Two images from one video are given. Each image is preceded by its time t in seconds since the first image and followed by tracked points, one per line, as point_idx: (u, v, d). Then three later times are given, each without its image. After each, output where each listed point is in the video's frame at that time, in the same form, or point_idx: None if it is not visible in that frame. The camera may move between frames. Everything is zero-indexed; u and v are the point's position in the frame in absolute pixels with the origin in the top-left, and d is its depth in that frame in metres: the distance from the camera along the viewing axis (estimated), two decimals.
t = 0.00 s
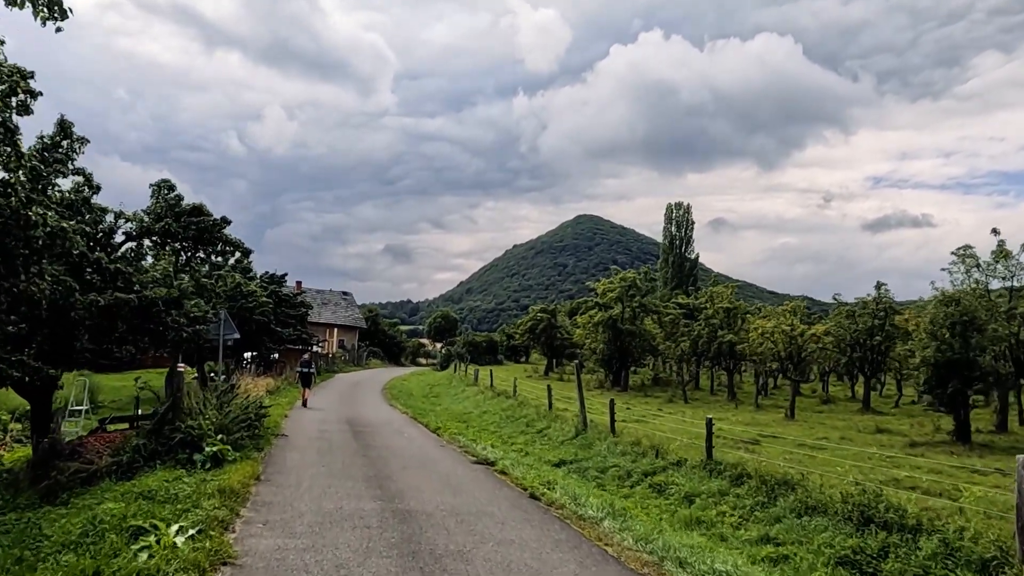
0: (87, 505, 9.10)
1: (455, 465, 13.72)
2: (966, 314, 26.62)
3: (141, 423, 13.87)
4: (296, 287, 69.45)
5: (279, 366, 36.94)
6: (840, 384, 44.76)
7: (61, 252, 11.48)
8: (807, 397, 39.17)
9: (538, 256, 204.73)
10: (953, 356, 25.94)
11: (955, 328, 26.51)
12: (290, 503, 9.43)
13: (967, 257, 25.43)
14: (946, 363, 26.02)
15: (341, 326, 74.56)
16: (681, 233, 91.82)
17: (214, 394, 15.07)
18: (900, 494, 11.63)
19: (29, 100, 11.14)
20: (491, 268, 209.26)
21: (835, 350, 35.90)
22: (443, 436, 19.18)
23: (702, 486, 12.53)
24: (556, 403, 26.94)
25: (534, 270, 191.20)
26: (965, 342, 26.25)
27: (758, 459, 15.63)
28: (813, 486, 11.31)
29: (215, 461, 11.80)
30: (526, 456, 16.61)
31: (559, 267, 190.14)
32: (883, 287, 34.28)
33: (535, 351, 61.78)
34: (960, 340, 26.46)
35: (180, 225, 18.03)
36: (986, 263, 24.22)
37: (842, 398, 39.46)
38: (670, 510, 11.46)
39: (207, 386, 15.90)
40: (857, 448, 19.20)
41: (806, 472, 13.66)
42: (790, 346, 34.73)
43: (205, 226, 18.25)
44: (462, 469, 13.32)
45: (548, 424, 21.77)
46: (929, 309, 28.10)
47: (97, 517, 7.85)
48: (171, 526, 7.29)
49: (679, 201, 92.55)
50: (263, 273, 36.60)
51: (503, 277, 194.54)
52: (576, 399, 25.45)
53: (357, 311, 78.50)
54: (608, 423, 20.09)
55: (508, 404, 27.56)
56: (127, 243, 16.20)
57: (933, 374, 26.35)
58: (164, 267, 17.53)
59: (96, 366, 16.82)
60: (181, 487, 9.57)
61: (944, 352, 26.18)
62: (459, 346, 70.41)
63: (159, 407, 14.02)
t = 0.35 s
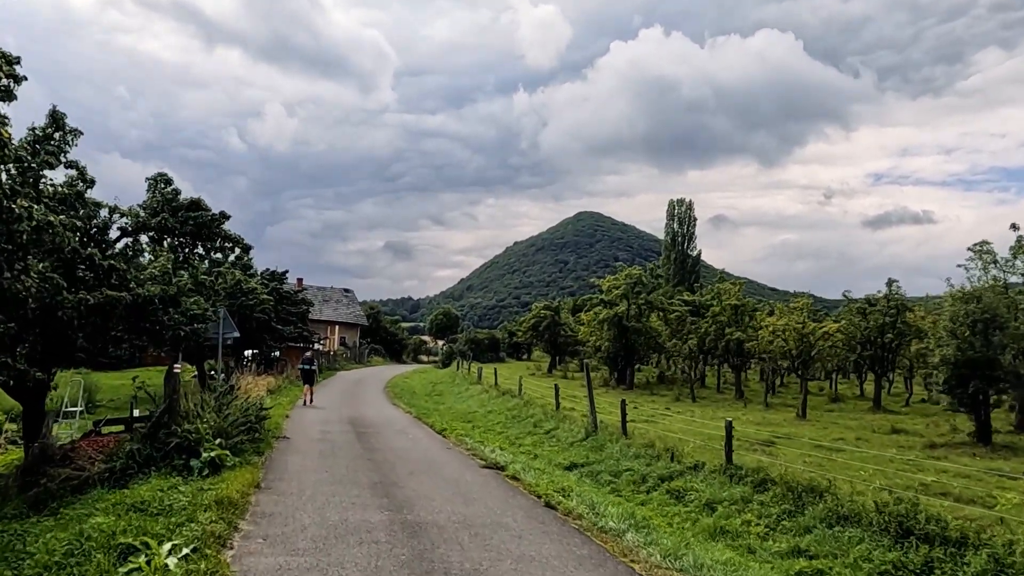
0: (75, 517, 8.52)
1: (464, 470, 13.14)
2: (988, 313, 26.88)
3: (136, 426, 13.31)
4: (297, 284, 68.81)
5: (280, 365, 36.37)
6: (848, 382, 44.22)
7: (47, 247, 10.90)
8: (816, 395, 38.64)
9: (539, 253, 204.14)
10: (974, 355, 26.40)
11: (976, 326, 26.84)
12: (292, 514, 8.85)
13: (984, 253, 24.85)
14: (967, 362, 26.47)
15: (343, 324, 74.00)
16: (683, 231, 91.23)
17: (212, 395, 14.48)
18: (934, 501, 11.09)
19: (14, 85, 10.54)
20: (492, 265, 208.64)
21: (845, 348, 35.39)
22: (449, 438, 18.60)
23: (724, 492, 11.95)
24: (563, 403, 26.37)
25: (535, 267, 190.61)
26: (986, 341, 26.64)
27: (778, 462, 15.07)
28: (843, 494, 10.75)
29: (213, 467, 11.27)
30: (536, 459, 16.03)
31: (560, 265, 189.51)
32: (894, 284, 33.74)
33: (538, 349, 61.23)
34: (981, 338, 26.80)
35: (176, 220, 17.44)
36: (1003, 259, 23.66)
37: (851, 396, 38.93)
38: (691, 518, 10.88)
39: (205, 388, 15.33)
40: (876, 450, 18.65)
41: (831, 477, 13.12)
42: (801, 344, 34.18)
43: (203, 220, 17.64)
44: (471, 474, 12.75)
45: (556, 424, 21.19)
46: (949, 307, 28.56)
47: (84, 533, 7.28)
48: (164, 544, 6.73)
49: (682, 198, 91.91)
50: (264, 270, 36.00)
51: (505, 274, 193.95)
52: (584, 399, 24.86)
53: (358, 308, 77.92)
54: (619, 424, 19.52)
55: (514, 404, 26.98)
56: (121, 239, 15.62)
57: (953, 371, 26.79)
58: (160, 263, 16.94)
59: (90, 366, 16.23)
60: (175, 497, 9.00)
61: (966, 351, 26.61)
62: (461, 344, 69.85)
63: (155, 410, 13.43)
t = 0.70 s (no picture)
0: (68, 525, 7.98)
1: (476, 470, 12.63)
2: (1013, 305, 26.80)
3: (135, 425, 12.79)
4: (298, 280, 68.30)
5: (282, 361, 35.86)
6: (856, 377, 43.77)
7: (37, 238, 10.36)
8: (826, 390, 38.20)
9: (540, 248, 203.60)
10: (998, 347, 26.30)
11: (1000, 319, 26.70)
12: (299, 520, 8.33)
13: (1002, 244, 24.33)
14: (991, 354, 26.44)
15: (345, 319, 73.54)
16: (686, 225, 90.61)
17: (213, 393, 13.95)
18: (974, 502, 10.59)
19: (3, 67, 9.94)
20: (493, 260, 208.18)
21: (856, 342, 34.92)
22: (457, 435, 18.11)
23: (748, 493, 11.43)
24: (571, 399, 25.84)
25: (536, 262, 190.13)
26: (1010, 333, 26.50)
27: (799, 460, 14.57)
28: (878, 494, 10.23)
29: (215, 469, 10.78)
30: (549, 457, 15.52)
31: (561, 260, 188.84)
32: (907, 277, 33.26)
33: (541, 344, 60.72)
34: (1005, 330, 26.68)
35: (176, 212, 16.83)
36: None
37: (862, 391, 38.49)
38: (717, 521, 10.33)
39: (207, 385, 14.83)
40: (898, 447, 18.17)
41: (858, 475, 12.64)
42: (812, 338, 33.68)
43: (203, 212, 17.01)
44: (484, 474, 12.25)
45: (566, 421, 20.69)
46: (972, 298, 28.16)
47: (77, 543, 6.74)
48: (165, 557, 6.20)
49: (683, 192, 91.34)
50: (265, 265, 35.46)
51: (506, 269, 193.48)
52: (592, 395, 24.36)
53: (359, 304, 77.37)
54: (632, 420, 19.01)
55: (521, 399, 26.47)
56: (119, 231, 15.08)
57: (976, 364, 26.80)
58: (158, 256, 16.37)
59: (88, 363, 15.71)
60: (175, 502, 8.47)
61: (991, 343, 26.51)
62: (464, 339, 69.40)
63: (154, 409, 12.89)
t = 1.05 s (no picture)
0: (41, 531, 7.43)
1: (476, 469, 12.09)
2: None
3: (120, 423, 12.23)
4: (294, 276, 67.61)
5: (277, 358, 35.28)
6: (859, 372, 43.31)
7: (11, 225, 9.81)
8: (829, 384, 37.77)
9: (537, 244, 202.99)
10: (1012, 340, 25.91)
11: (1013, 312, 26.19)
12: (289, 523, 7.79)
13: (1012, 235, 23.82)
14: (1005, 348, 26.04)
15: (341, 315, 72.90)
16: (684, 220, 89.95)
17: (202, 389, 13.40)
18: (1003, 501, 10.08)
19: None
20: (490, 256, 207.52)
21: (860, 336, 34.45)
22: (456, 432, 17.55)
23: (762, 492, 10.91)
24: (572, 394, 25.32)
25: (533, 258, 189.53)
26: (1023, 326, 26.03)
27: (812, 457, 14.05)
28: (900, 493, 9.71)
29: (202, 469, 10.26)
30: (551, 455, 14.98)
31: (558, 256, 188.21)
32: (912, 270, 32.78)
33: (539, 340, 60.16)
34: (1018, 323, 26.21)
35: (163, 202, 16.21)
36: None
37: (865, 385, 38.06)
38: (730, 521, 9.82)
39: (197, 381, 14.28)
40: (911, 442, 17.67)
41: (875, 472, 12.14)
42: (817, 332, 33.18)
43: (191, 201, 16.37)
44: (484, 473, 11.72)
45: (568, 417, 20.17)
46: (984, 290, 27.77)
47: (46, 552, 6.19)
48: (141, 568, 5.66)
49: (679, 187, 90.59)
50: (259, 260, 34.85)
51: (503, 265, 192.86)
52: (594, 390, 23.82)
53: (356, 300, 76.69)
54: (636, 417, 18.48)
55: (521, 395, 25.92)
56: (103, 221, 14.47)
57: (990, 356, 26.48)
58: (145, 248, 15.78)
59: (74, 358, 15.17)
60: (156, 506, 7.92)
61: (1005, 336, 26.12)
62: (461, 335, 68.81)
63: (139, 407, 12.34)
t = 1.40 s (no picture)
0: None
1: (470, 479, 11.51)
2: None
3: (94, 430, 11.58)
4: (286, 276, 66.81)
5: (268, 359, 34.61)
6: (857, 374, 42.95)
7: None
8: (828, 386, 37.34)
9: (531, 244, 202.45)
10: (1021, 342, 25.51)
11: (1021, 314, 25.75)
12: (268, 544, 7.18)
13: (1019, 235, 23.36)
14: (1015, 350, 25.62)
15: (334, 316, 72.18)
16: (679, 220, 89.44)
17: (183, 394, 12.78)
18: None
19: None
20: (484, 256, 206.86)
21: (860, 337, 34.01)
22: (450, 437, 16.94)
23: (772, 504, 10.36)
24: (569, 397, 24.75)
25: (528, 258, 188.93)
26: None
27: (819, 464, 13.53)
28: (919, 507, 9.20)
29: (179, 480, 9.68)
30: (548, 462, 14.39)
31: (553, 256, 187.73)
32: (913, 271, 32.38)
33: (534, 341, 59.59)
34: None
35: (144, 198, 15.60)
36: None
37: (865, 387, 37.66)
38: (740, 537, 9.26)
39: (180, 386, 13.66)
40: (919, 449, 17.18)
41: (887, 482, 11.62)
42: (818, 333, 32.71)
43: (174, 197, 15.75)
44: (479, 483, 11.14)
45: (565, 421, 19.60)
46: (992, 291, 27.32)
47: None
48: None
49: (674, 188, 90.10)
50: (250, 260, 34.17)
51: (497, 265, 192.24)
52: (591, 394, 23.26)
53: (349, 300, 75.95)
54: (635, 421, 17.93)
55: (516, 398, 25.34)
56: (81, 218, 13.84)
57: (999, 360, 26.06)
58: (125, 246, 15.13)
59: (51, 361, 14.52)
60: (124, 525, 7.30)
61: (1014, 338, 25.73)
62: (455, 336, 68.17)
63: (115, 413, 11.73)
